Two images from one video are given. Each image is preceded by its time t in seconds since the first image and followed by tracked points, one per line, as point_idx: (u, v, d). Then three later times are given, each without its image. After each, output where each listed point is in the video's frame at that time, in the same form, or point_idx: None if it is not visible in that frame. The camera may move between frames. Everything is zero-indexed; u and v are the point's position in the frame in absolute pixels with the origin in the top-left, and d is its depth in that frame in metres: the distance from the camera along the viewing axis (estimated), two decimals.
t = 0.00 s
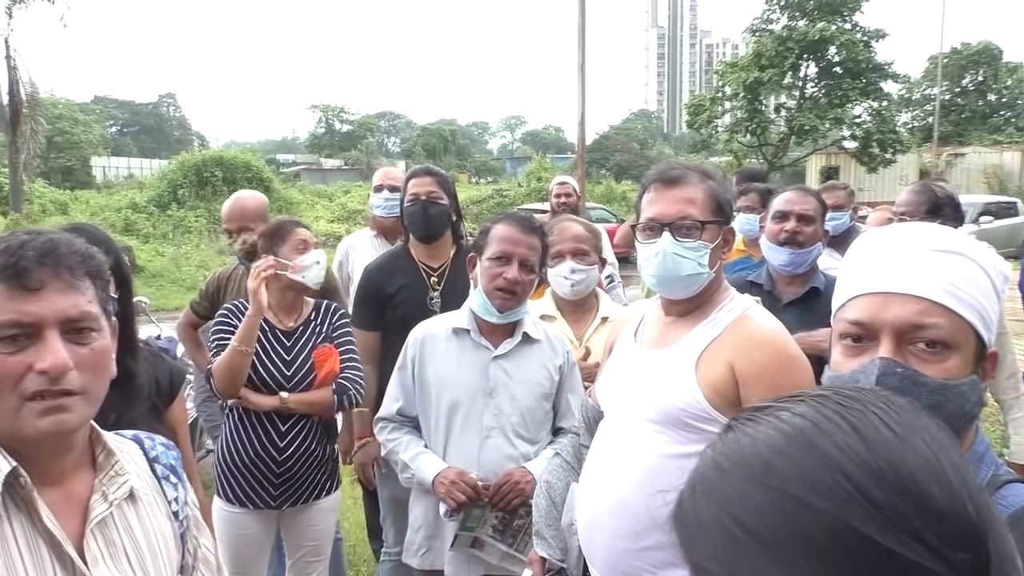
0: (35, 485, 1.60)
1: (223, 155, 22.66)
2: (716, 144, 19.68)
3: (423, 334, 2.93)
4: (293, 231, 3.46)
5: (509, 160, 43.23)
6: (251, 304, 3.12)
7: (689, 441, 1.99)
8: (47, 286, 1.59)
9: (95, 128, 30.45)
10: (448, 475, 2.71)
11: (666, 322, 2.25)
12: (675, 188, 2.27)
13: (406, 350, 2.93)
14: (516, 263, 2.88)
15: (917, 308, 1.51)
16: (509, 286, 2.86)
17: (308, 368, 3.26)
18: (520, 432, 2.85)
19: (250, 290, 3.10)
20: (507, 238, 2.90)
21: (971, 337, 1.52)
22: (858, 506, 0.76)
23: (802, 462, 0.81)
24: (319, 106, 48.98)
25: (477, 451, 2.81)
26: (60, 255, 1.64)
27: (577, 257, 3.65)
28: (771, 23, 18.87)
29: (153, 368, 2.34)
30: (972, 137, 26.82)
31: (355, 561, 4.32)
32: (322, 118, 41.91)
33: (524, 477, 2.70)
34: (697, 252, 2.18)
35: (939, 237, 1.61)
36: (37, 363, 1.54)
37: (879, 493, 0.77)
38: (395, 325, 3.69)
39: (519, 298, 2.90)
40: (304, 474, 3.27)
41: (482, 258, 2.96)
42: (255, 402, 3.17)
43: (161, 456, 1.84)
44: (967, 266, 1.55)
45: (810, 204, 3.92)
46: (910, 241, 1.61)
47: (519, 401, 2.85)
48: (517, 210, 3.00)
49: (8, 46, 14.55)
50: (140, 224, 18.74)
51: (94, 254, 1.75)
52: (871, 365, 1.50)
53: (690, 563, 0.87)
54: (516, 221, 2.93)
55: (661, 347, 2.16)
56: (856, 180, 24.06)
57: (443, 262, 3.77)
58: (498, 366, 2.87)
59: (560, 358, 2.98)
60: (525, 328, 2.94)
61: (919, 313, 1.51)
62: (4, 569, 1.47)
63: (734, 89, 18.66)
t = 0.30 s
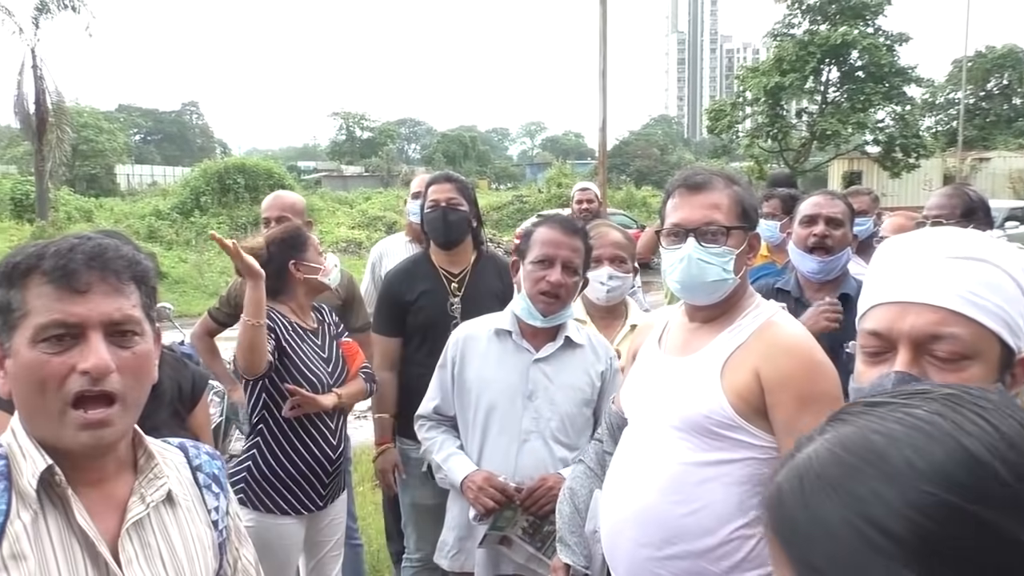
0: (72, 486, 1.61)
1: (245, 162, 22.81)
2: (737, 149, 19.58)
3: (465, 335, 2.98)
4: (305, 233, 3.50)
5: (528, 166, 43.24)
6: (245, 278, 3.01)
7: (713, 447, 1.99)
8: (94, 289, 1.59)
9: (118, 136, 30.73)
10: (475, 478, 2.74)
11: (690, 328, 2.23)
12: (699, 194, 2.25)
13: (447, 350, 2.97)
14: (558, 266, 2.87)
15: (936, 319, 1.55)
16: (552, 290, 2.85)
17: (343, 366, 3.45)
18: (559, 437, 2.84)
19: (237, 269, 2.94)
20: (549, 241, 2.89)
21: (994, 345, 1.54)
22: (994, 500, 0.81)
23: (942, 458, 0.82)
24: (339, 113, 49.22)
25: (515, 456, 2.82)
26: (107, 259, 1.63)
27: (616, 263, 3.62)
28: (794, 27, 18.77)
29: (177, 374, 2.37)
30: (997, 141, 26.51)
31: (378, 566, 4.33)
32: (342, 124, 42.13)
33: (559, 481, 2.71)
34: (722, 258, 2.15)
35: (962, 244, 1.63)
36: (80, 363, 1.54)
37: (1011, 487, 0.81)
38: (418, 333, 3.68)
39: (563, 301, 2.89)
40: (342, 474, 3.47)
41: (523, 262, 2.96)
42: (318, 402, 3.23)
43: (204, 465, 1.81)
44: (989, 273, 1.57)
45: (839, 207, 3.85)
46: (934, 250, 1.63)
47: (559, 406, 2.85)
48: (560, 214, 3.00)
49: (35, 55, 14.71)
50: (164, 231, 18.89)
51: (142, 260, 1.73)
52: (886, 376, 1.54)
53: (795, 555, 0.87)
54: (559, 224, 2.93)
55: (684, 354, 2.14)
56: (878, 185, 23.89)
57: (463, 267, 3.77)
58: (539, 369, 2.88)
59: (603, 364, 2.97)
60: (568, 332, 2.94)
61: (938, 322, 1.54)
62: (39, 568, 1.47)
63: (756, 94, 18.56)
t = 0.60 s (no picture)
0: (98, 489, 1.61)
1: (265, 166, 22.96)
2: (758, 151, 19.47)
3: (498, 337, 3.01)
4: (318, 238, 3.51)
5: (547, 170, 43.24)
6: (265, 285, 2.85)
7: (732, 450, 1.97)
8: (120, 291, 1.59)
9: (139, 140, 31.00)
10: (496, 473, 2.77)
11: (710, 333, 2.21)
12: (720, 197, 2.23)
13: (481, 351, 3.02)
14: (586, 265, 2.86)
15: (960, 306, 1.60)
16: (581, 288, 2.85)
17: (358, 370, 3.47)
18: (588, 438, 2.80)
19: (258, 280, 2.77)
20: (577, 240, 2.88)
21: (1019, 338, 1.58)
22: None
23: None
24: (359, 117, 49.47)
25: (541, 458, 2.80)
26: (133, 262, 1.64)
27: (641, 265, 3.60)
28: (814, 29, 18.66)
29: (200, 374, 2.38)
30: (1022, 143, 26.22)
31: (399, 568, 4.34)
32: (362, 129, 42.31)
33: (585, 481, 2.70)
34: (742, 262, 2.13)
35: (999, 241, 1.68)
36: (107, 365, 1.54)
37: None
38: (437, 336, 3.67)
39: (593, 301, 2.88)
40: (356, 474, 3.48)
41: (554, 262, 2.96)
42: (339, 403, 3.24)
43: (223, 472, 1.83)
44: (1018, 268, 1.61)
45: (855, 210, 3.81)
46: (970, 243, 1.69)
47: (588, 406, 2.82)
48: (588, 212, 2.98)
49: (59, 60, 14.88)
50: (186, 234, 19.02)
51: (166, 264, 1.75)
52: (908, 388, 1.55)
53: (880, 569, 0.84)
54: (585, 223, 2.92)
55: (704, 359, 2.12)
56: (900, 188, 23.70)
57: (482, 272, 3.75)
58: (569, 369, 2.87)
59: (637, 366, 2.93)
60: (600, 333, 2.92)
61: (962, 309, 1.60)
62: (66, 570, 1.47)
63: (776, 96, 18.45)
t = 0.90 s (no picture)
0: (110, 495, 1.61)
1: (278, 170, 23.04)
2: (770, 153, 19.40)
3: (515, 341, 3.02)
4: (327, 240, 3.50)
5: (559, 172, 43.24)
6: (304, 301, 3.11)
7: (739, 450, 1.97)
8: (131, 295, 1.60)
9: (153, 145, 31.15)
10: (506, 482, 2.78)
11: (723, 334, 2.20)
12: (733, 199, 2.22)
13: (500, 355, 3.03)
14: (594, 265, 2.85)
15: (940, 309, 1.57)
16: (590, 289, 2.84)
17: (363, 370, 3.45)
18: (602, 441, 2.79)
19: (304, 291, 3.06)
20: (585, 241, 2.87)
21: (1005, 340, 1.53)
22: None
23: None
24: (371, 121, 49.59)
25: (555, 460, 2.80)
26: (143, 266, 1.65)
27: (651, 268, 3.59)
28: (827, 30, 18.57)
29: (223, 373, 2.41)
30: None
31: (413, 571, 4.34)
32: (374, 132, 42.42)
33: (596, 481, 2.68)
34: (756, 264, 2.12)
35: (993, 243, 1.62)
36: (119, 369, 1.54)
37: None
38: (447, 341, 3.67)
39: (604, 300, 2.87)
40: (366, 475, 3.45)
41: (564, 265, 2.95)
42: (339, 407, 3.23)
43: (229, 478, 1.85)
44: (1008, 270, 1.55)
45: (851, 212, 3.77)
46: (963, 244, 1.64)
47: (603, 408, 2.81)
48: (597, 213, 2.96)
49: (74, 66, 14.98)
50: (199, 239, 19.10)
51: (174, 268, 1.75)
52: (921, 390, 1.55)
53: (907, 568, 0.84)
54: (594, 223, 2.90)
55: (717, 360, 2.11)
56: (915, 189, 23.55)
57: (490, 276, 3.73)
58: (583, 371, 2.86)
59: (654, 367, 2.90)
60: (615, 334, 2.90)
61: (943, 312, 1.56)
62: None
63: (789, 98, 18.38)
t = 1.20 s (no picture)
0: (133, 494, 1.62)
1: (288, 171, 23.09)
2: (781, 153, 19.33)
3: (527, 342, 3.02)
4: (327, 240, 3.55)
5: (568, 173, 43.22)
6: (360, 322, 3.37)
7: (756, 449, 1.96)
8: (151, 293, 1.60)
9: (163, 145, 31.27)
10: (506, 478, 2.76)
11: (738, 333, 2.19)
12: (748, 198, 2.21)
13: (511, 357, 3.03)
14: (587, 263, 2.87)
15: (927, 304, 1.56)
16: (585, 288, 2.84)
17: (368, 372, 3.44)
18: (612, 440, 2.78)
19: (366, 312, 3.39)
20: (577, 243, 2.92)
21: (993, 330, 1.50)
22: None
23: None
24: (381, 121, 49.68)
25: (566, 459, 2.79)
26: (163, 263, 1.65)
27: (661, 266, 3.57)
28: (839, 30, 18.50)
29: (250, 369, 2.45)
30: None
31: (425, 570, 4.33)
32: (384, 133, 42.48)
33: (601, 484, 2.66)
34: (771, 262, 2.11)
35: (988, 240, 1.60)
36: (140, 367, 1.54)
37: None
38: (456, 340, 3.67)
39: (603, 297, 2.85)
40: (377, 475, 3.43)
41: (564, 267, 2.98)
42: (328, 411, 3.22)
43: (243, 476, 1.85)
44: (999, 266, 1.53)
45: (848, 212, 3.76)
46: (957, 241, 1.63)
47: (613, 408, 2.80)
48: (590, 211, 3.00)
49: (86, 67, 15.06)
50: (210, 239, 19.16)
51: (193, 266, 1.75)
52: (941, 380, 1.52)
53: (936, 535, 0.88)
54: (584, 223, 2.94)
55: (733, 358, 2.10)
56: (926, 189, 23.46)
57: (499, 274, 3.73)
58: (593, 371, 2.85)
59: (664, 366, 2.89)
60: (624, 333, 2.89)
61: (931, 307, 1.55)
62: None
63: (800, 97, 18.32)
